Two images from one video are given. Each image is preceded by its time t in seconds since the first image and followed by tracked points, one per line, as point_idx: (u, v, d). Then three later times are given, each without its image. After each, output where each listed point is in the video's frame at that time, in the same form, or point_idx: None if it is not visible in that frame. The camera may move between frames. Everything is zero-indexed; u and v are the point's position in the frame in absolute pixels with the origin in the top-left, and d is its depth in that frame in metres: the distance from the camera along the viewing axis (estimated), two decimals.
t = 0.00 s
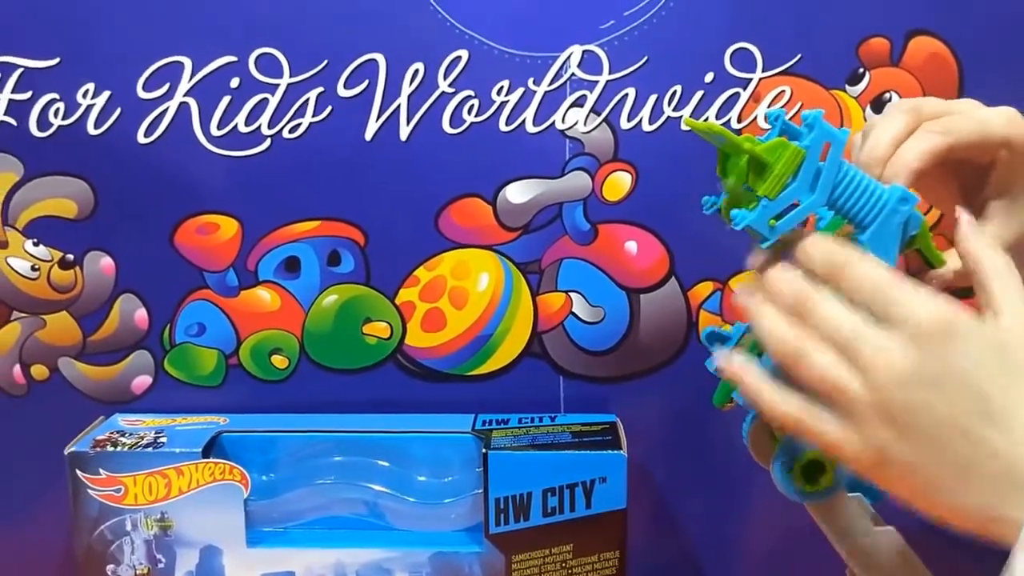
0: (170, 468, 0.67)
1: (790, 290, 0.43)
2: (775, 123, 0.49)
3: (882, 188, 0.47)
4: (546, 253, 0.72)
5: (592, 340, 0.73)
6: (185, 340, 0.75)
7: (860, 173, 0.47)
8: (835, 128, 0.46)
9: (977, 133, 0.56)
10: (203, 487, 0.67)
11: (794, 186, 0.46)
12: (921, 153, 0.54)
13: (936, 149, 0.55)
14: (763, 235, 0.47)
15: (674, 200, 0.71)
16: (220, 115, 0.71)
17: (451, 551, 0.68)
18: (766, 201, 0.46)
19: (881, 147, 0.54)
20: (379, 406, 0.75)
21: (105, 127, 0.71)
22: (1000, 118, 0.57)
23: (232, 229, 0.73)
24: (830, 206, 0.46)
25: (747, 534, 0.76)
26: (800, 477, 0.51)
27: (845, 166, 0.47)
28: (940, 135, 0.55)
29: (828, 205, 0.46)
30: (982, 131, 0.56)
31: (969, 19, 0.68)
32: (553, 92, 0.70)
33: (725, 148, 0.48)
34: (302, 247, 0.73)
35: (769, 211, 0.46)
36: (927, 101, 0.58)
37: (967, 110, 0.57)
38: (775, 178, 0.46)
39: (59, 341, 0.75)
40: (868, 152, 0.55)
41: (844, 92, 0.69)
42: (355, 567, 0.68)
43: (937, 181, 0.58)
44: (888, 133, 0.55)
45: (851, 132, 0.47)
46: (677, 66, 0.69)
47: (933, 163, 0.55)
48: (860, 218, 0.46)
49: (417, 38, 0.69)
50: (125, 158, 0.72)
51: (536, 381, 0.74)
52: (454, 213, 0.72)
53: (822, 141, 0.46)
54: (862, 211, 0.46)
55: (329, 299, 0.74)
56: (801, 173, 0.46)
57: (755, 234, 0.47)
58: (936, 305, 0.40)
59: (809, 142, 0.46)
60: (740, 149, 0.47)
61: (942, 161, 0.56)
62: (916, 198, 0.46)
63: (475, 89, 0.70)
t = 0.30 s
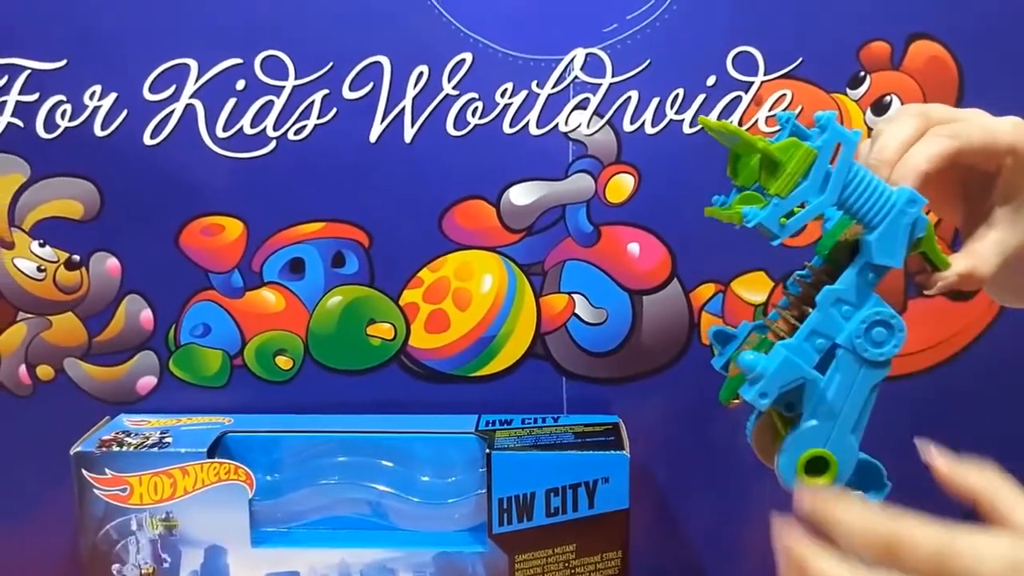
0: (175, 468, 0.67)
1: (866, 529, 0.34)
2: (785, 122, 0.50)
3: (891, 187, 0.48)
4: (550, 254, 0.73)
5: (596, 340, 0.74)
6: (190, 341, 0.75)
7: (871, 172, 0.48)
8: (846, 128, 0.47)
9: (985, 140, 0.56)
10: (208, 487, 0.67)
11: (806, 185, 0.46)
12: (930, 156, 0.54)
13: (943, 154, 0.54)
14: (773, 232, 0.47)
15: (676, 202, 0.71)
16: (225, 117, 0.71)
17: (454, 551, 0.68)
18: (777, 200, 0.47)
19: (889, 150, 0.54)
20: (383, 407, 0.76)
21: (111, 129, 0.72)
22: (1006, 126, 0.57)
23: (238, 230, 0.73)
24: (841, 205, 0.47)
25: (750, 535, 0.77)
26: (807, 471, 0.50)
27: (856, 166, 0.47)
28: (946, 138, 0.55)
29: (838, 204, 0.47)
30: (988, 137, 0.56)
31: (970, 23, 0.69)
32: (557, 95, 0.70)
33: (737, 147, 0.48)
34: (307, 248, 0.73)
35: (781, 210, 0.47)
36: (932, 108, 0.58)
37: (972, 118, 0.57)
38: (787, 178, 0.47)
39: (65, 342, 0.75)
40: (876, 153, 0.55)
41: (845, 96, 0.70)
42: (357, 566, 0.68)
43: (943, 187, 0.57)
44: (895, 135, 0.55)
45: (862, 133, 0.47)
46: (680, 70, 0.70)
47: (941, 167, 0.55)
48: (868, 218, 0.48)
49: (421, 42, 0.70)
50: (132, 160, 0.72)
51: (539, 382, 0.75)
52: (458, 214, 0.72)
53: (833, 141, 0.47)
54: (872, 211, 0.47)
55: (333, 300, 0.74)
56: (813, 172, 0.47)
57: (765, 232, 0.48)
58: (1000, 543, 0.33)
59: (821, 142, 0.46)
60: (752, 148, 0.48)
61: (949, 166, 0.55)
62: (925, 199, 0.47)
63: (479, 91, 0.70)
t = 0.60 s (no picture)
0: (181, 467, 0.67)
1: None
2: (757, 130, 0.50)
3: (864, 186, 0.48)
4: (553, 255, 0.73)
5: (599, 341, 0.74)
6: (195, 341, 0.76)
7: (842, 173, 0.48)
8: (813, 131, 0.47)
9: (957, 126, 0.52)
10: (214, 486, 0.68)
11: (777, 193, 0.47)
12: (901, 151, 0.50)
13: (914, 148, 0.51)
14: (751, 241, 0.48)
15: (679, 203, 0.72)
16: (231, 119, 0.72)
17: (458, 550, 0.68)
18: (751, 207, 0.47)
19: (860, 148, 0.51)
20: (387, 408, 0.76)
21: (117, 130, 0.72)
22: (980, 110, 0.52)
23: (243, 231, 0.74)
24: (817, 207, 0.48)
25: (752, 535, 0.77)
26: (815, 470, 0.51)
27: (826, 168, 0.48)
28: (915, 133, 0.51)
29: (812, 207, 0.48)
30: (961, 125, 0.52)
31: (972, 26, 0.69)
32: (560, 97, 0.71)
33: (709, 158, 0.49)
34: (311, 248, 0.74)
35: (756, 217, 0.47)
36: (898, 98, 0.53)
37: (942, 103, 0.53)
38: (759, 185, 0.47)
39: (70, 342, 0.76)
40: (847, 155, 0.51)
41: (847, 98, 0.70)
42: (361, 565, 0.69)
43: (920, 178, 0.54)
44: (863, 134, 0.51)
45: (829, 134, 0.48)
46: (683, 72, 0.70)
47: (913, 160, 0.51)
48: (844, 217, 0.48)
49: (426, 44, 0.70)
50: (137, 161, 0.73)
51: (542, 382, 0.75)
52: (462, 215, 0.73)
53: (802, 145, 0.47)
54: (847, 210, 0.48)
55: (338, 301, 0.75)
56: (784, 179, 0.47)
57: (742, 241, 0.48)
58: None
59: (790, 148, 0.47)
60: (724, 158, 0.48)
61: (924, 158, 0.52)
62: (899, 193, 0.47)
63: (483, 93, 0.71)
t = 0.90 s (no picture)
0: (186, 465, 0.68)
1: None
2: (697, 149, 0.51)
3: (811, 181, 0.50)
4: (557, 255, 0.73)
5: (602, 341, 0.74)
6: (200, 341, 0.76)
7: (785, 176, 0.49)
8: (748, 147, 0.48)
9: (896, 101, 0.50)
10: (219, 484, 0.68)
11: (728, 215, 0.48)
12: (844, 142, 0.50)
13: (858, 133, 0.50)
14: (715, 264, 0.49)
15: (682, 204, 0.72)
16: (237, 120, 0.72)
17: (461, 549, 0.69)
18: (706, 234, 0.48)
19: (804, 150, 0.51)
20: (391, 407, 0.76)
21: (124, 130, 0.73)
22: (919, 75, 0.51)
23: (248, 231, 0.74)
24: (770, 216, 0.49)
25: (754, 534, 0.77)
26: (832, 463, 0.52)
27: (769, 177, 0.49)
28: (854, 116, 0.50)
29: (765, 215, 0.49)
30: (899, 95, 0.50)
31: (974, 28, 0.69)
32: (564, 98, 0.71)
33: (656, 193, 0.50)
34: (315, 248, 0.74)
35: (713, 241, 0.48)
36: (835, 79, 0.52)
37: (879, 77, 0.51)
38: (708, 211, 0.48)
39: (76, 341, 0.76)
40: (795, 151, 0.51)
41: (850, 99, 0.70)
42: (365, 564, 0.69)
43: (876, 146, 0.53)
44: (803, 129, 0.51)
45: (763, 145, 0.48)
46: (686, 73, 0.70)
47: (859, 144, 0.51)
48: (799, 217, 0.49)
49: (430, 45, 0.71)
50: (144, 161, 0.73)
51: (545, 382, 0.75)
52: (465, 216, 0.73)
53: (740, 163, 0.48)
54: (800, 211, 0.49)
55: (342, 301, 0.75)
56: (731, 202, 0.48)
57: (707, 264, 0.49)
58: None
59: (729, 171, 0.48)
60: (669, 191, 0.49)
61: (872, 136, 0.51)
62: (845, 181, 0.49)
63: (487, 94, 0.71)
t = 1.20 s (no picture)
0: (191, 463, 0.68)
1: None
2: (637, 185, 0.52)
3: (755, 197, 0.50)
4: (561, 255, 0.74)
5: (606, 341, 0.75)
6: (205, 340, 0.76)
7: (727, 198, 0.50)
8: (685, 178, 0.49)
9: (823, 96, 0.53)
10: (224, 482, 0.68)
11: (679, 244, 0.49)
12: (780, 140, 0.53)
13: (792, 130, 0.53)
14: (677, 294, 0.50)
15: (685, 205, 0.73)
16: (242, 120, 0.73)
17: (465, 547, 0.69)
18: (663, 267, 0.49)
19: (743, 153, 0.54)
20: (395, 406, 0.77)
21: (130, 130, 0.73)
22: (842, 68, 0.54)
23: (253, 230, 0.74)
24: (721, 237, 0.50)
25: (756, 533, 0.78)
26: (831, 463, 0.53)
27: (711, 201, 0.50)
28: (782, 120, 0.53)
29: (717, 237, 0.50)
30: (822, 90, 0.53)
31: (976, 29, 0.70)
32: (568, 99, 0.71)
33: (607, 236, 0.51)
34: (320, 248, 0.75)
35: (672, 271, 0.49)
36: (762, 87, 0.55)
37: (804, 76, 0.54)
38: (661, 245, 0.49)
39: (81, 340, 0.77)
40: (739, 158, 0.54)
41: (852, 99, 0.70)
42: (369, 562, 0.69)
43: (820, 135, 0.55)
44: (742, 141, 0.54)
45: (699, 173, 0.50)
46: (690, 74, 0.71)
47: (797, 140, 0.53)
48: (750, 232, 0.50)
49: (435, 46, 0.71)
50: (149, 161, 0.74)
51: (548, 382, 0.76)
52: (470, 216, 0.73)
53: (681, 194, 0.49)
54: (749, 228, 0.50)
55: (346, 300, 0.75)
56: (679, 230, 0.49)
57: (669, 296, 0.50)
58: None
59: (672, 204, 0.49)
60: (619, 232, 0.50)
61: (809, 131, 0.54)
62: (789, 191, 0.49)
63: (491, 95, 0.72)
